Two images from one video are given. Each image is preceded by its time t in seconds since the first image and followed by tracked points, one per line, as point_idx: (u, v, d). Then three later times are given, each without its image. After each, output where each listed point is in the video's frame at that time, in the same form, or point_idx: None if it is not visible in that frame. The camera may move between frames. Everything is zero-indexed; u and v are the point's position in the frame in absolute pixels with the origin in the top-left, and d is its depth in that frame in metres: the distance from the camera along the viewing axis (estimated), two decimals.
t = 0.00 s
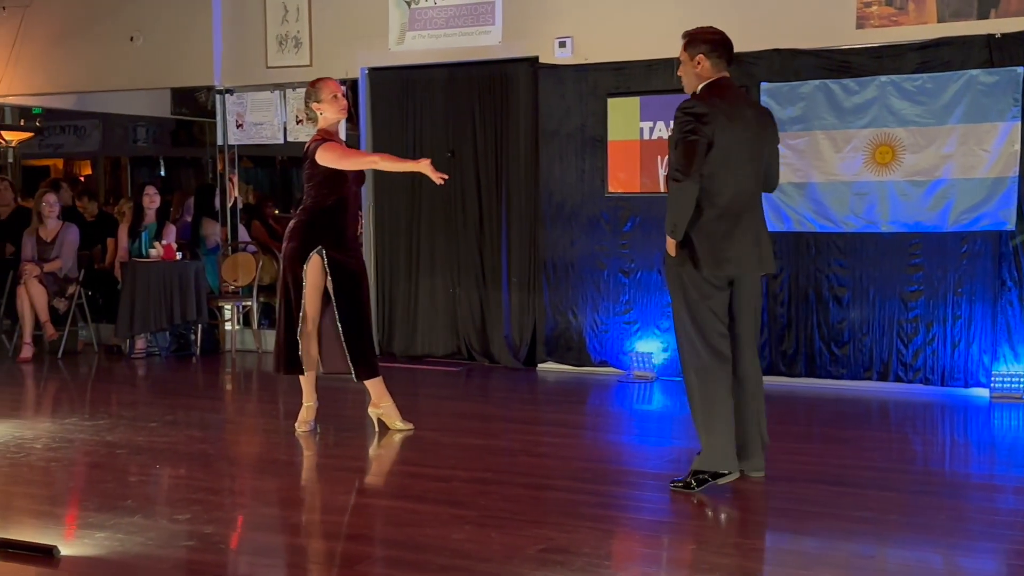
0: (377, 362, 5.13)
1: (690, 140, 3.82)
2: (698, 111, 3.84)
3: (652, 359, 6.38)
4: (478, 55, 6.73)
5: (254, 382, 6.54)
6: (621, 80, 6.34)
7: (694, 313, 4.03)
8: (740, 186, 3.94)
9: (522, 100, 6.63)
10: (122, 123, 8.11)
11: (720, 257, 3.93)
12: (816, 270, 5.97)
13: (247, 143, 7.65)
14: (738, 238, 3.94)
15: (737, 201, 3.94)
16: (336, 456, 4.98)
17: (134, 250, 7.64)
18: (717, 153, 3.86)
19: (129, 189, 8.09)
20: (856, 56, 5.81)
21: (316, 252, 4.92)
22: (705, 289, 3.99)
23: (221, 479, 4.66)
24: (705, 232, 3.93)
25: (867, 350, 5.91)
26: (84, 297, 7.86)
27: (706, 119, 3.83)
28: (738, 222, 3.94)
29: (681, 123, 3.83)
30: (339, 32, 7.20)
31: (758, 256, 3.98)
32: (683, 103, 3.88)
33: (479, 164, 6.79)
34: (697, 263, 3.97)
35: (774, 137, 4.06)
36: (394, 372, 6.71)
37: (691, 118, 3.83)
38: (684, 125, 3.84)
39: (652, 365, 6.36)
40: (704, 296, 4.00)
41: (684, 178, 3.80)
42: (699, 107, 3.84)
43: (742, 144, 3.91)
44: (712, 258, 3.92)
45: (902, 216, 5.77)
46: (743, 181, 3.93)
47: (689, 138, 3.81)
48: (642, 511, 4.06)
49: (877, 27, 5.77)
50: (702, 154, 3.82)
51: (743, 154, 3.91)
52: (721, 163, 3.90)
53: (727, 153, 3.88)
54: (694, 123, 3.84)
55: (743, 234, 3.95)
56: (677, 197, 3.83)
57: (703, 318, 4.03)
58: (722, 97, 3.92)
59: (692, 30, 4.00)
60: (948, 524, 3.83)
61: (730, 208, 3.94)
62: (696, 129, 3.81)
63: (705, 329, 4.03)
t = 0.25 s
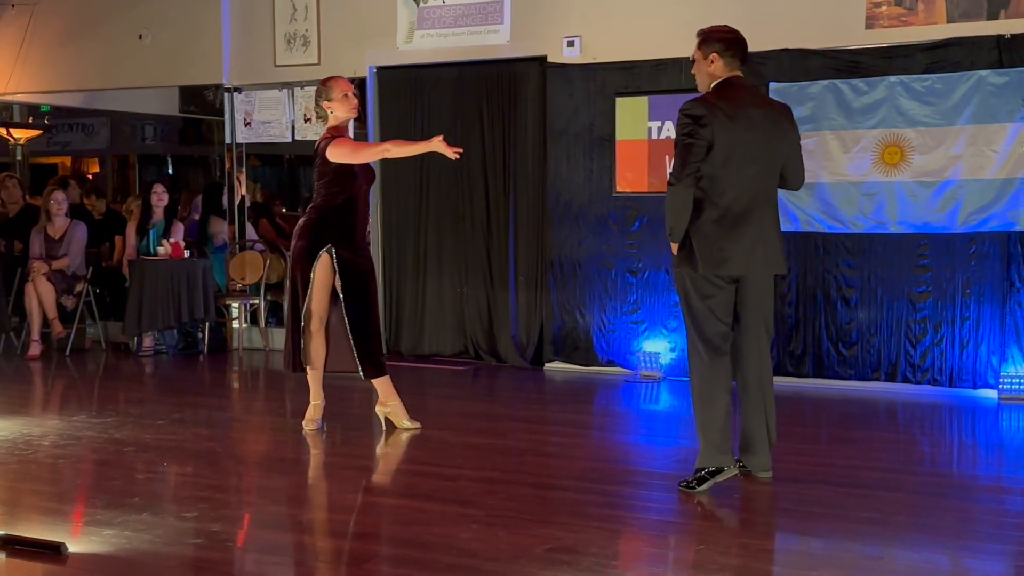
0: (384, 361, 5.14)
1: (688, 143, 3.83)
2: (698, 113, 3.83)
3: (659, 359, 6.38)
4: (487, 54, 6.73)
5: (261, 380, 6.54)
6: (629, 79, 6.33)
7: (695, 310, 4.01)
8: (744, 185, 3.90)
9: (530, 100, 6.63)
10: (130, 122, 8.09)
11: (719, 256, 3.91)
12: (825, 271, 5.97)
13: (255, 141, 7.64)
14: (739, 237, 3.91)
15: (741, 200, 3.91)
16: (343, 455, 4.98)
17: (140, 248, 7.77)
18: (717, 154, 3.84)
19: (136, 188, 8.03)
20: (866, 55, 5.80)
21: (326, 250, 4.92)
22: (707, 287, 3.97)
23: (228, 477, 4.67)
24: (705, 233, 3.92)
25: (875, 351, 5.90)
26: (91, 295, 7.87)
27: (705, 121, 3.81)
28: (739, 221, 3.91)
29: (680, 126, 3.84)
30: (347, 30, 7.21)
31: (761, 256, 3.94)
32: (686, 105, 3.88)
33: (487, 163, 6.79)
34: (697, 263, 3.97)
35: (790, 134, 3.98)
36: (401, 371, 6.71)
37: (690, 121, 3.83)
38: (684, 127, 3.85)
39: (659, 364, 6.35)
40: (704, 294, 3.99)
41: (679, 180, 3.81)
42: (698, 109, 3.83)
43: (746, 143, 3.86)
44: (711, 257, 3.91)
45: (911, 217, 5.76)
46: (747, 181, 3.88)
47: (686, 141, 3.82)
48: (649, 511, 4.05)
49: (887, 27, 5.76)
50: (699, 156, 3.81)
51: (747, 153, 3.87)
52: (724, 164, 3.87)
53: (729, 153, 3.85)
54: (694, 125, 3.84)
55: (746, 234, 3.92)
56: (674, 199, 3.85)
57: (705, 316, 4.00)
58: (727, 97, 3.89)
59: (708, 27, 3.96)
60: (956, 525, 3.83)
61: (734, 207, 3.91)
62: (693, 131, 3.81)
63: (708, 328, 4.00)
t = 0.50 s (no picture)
0: (391, 359, 5.14)
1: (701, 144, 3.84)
2: (711, 114, 3.85)
3: (667, 359, 6.38)
4: (495, 53, 6.73)
5: (268, 378, 6.55)
6: (637, 79, 6.33)
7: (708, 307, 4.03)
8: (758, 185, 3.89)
9: (539, 98, 6.63)
10: (139, 120, 8.05)
11: (733, 257, 3.92)
12: (833, 271, 5.96)
13: (263, 139, 7.64)
14: (755, 238, 3.90)
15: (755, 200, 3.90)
16: (349, 453, 4.98)
17: (149, 245, 7.83)
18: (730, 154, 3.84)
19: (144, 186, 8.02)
20: (875, 56, 5.79)
21: (333, 249, 4.93)
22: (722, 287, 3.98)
23: (235, 475, 4.67)
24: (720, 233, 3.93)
25: (882, 351, 5.89)
26: (99, 292, 7.88)
27: (718, 121, 3.82)
28: (755, 222, 3.90)
29: (693, 127, 3.85)
30: (356, 29, 7.21)
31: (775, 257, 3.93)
32: (699, 106, 3.89)
33: (495, 162, 6.79)
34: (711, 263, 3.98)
35: (805, 133, 3.97)
36: (407, 369, 6.71)
37: (703, 122, 3.84)
38: (697, 128, 3.86)
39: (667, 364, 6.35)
40: (718, 295, 3.99)
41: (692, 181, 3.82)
42: (711, 110, 3.84)
43: (760, 143, 3.86)
44: (725, 258, 3.93)
45: (919, 217, 5.74)
46: (760, 181, 3.88)
47: (700, 142, 3.83)
48: (656, 511, 4.05)
49: (896, 27, 5.74)
50: (712, 157, 3.82)
51: (761, 153, 3.87)
52: (737, 164, 3.87)
53: (743, 153, 3.85)
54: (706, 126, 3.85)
55: (759, 235, 3.91)
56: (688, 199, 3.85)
57: (719, 315, 4.02)
58: (739, 99, 3.89)
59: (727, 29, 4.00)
60: (964, 526, 3.82)
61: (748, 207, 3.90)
62: (706, 132, 3.82)
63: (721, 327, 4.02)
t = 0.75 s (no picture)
0: (399, 357, 5.14)
1: (725, 147, 3.81)
2: (733, 118, 3.83)
3: (674, 358, 6.38)
4: (503, 52, 6.74)
5: (276, 376, 6.56)
6: (646, 78, 6.33)
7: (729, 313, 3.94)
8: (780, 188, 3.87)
9: (546, 97, 6.63)
10: (148, 118, 8.09)
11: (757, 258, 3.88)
12: (841, 271, 5.95)
13: (271, 137, 7.65)
14: (778, 239, 3.88)
15: (776, 202, 3.87)
16: (357, 451, 4.99)
17: (158, 243, 7.73)
18: (755, 157, 3.82)
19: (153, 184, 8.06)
20: (884, 56, 5.79)
21: (342, 247, 4.94)
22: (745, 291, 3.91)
23: (243, 472, 4.68)
24: (743, 236, 3.88)
25: (890, 352, 5.88)
26: (107, 289, 7.90)
27: (741, 125, 3.80)
28: (778, 223, 3.87)
29: (717, 131, 3.83)
30: (364, 27, 7.22)
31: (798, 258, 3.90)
32: (720, 110, 3.87)
33: (503, 161, 6.79)
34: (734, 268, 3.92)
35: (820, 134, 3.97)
36: (415, 368, 6.72)
37: (727, 125, 3.82)
38: (719, 132, 3.84)
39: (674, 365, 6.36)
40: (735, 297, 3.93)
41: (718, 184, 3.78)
42: (733, 114, 3.82)
43: (781, 146, 3.84)
44: (749, 260, 3.88)
45: (928, 217, 5.74)
46: (782, 183, 3.86)
47: (724, 145, 3.80)
48: (664, 510, 4.05)
49: (905, 27, 5.73)
50: (737, 160, 3.80)
51: (782, 156, 3.85)
52: (760, 168, 3.85)
53: (764, 156, 3.84)
54: (729, 130, 3.82)
55: (783, 238, 3.88)
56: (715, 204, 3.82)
57: (740, 319, 3.93)
58: (759, 100, 3.87)
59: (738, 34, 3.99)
60: (972, 526, 3.81)
61: (770, 209, 3.87)
62: (730, 136, 3.79)
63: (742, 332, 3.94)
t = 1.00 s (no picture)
0: (407, 355, 5.15)
1: (736, 151, 3.88)
2: (744, 121, 3.88)
3: (682, 358, 6.38)
4: (512, 51, 6.74)
5: (284, 374, 6.57)
6: (654, 77, 6.33)
7: (731, 314, 4.04)
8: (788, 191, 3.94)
9: (555, 96, 6.63)
10: (157, 116, 8.09)
11: (762, 263, 3.95)
12: (849, 270, 5.95)
13: (280, 135, 7.66)
14: (783, 245, 3.93)
15: (784, 206, 3.94)
16: (364, 449, 4.99)
17: (167, 241, 7.59)
18: (764, 160, 3.89)
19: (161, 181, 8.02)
20: (894, 55, 5.77)
21: (350, 245, 4.94)
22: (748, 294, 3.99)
23: (251, 469, 4.69)
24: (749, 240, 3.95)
25: (899, 351, 5.87)
26: (116, 287, 7.92)
27: (752, 128, 3.86)
28: (784, 228, 3.93)
29: (727, 134, 3.89)
30: (373, 26, 7.22)
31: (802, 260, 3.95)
32: (729, 113, 3.93)
33: (511, 160, 6.79)
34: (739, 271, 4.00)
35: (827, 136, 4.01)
36: (423, 366, 6.72)
37: (737, 129, 3.88)
38: (730, 135, 3.90)
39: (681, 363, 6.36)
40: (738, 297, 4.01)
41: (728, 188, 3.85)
42: (744, 118, 3.88)
43: (790, 149, 3.90)
44: (753, 264, 3.95)
45: (937, 216, 5.73)
46: (791, 187, 3.92)
47: (735, 148, 3.87)
48: (672, 509, 4.04)
49: (915, 26, 5.72)
50: (748, 163, 3.86)
51: (790, 160, 3.91)
52: (770, 170, 3.91)
53: (773, 159, 3.90)
54: (740, 133, 3.88)
55: (788, 240, 3.94)
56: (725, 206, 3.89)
57: (742, 321, 4.03)
58: (767, 104, 3.94)
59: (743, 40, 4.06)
60: (980, 526, 3.81)
61: (778, 213, 3.93)
62: (741, 139, 3.86)
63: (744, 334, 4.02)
